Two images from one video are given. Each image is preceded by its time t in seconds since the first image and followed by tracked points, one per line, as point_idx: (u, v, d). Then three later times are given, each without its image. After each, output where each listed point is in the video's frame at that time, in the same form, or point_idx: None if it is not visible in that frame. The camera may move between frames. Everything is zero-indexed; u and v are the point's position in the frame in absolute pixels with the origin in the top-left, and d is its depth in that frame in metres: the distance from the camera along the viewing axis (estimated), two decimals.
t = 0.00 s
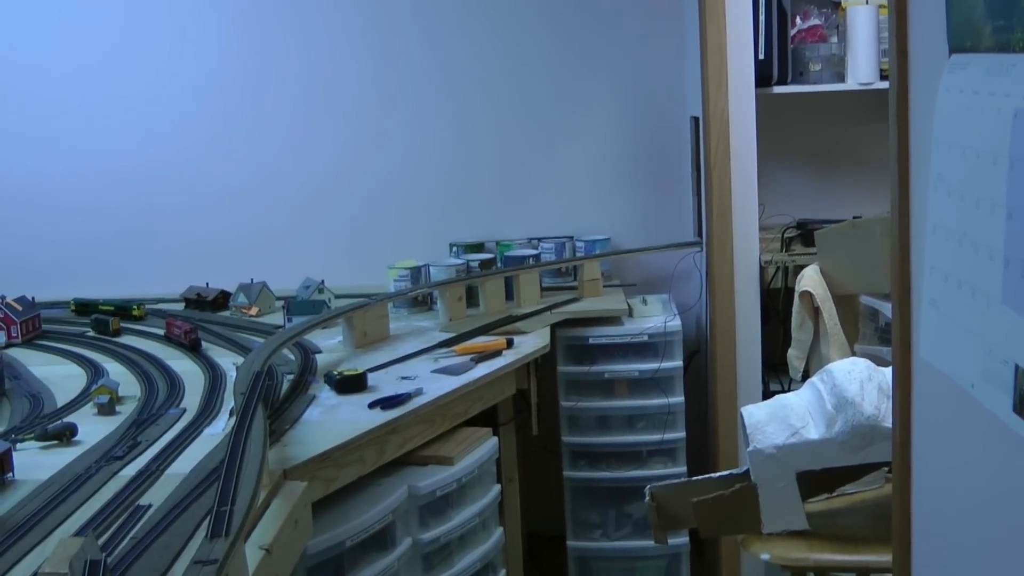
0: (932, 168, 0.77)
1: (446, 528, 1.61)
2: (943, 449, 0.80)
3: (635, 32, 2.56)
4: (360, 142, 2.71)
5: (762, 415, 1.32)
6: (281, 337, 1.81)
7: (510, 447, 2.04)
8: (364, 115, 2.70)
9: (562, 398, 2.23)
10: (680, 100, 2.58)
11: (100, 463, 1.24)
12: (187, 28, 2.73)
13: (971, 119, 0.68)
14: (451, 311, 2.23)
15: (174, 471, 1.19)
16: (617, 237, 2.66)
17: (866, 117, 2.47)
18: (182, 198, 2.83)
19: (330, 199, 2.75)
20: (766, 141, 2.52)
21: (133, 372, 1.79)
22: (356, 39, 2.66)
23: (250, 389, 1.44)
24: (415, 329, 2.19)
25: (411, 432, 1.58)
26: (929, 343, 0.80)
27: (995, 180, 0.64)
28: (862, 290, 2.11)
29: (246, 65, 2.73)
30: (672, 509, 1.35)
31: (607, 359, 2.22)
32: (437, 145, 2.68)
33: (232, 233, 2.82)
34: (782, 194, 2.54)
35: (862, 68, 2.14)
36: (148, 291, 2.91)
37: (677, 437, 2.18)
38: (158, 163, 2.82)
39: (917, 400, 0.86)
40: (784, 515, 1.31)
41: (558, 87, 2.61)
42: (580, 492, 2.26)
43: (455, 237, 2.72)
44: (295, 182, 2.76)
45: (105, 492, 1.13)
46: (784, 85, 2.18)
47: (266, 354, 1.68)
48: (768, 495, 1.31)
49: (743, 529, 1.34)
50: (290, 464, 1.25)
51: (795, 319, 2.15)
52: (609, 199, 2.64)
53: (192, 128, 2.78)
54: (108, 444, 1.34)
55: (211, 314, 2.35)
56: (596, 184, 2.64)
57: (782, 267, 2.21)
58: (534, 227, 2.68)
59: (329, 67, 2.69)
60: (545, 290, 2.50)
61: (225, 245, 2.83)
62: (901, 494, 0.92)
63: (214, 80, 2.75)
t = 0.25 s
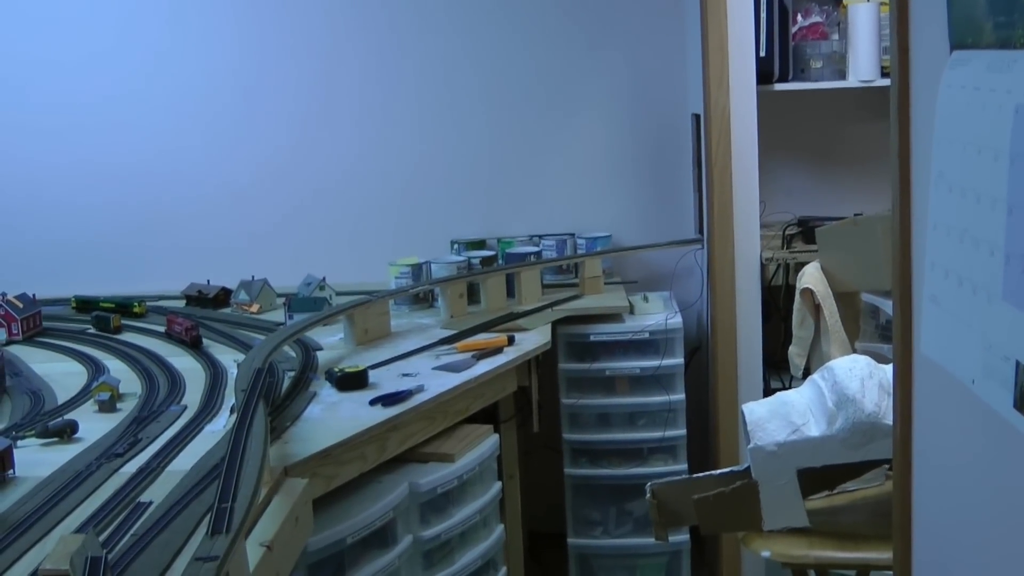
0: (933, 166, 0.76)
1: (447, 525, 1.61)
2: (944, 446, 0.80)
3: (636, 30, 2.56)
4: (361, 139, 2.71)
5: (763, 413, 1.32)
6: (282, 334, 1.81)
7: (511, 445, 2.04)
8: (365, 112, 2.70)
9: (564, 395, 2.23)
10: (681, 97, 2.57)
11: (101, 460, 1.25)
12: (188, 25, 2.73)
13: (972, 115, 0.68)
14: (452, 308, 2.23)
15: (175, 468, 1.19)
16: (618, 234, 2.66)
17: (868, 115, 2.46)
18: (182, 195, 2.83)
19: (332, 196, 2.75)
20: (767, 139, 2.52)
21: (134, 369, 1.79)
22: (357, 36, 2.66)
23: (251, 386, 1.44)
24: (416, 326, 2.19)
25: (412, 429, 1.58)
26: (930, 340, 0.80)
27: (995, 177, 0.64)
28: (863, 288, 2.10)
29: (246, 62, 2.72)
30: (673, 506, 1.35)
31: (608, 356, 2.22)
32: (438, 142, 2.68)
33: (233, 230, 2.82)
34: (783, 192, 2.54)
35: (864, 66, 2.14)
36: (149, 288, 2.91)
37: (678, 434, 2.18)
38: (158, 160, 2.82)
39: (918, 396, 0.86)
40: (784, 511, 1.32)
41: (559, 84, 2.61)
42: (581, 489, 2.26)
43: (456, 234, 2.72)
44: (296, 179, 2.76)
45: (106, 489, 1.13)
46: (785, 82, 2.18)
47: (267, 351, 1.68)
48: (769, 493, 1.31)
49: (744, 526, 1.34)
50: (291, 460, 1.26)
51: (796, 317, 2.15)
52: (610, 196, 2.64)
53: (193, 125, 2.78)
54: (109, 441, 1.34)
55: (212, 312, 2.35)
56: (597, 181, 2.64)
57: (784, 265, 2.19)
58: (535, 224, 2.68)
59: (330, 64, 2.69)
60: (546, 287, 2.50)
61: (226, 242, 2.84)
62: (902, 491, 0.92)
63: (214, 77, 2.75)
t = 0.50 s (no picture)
0: (933, 163, 0.76)
1: (447, 522, 1.61)
2: (944, 443, 0.80)
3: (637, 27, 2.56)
4: (361, 137, 2.71)
5: (763, 410, 1.31)
6: (282, 331, 1.81)
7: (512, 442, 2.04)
8: (365, 110, 2.69)
9: (564, 392, 2.23)
10: (682, 94, 2.57)
11: (101, 457, 1.25)
12: (188, 23, 2.73)
13: (972, 112, 0.67)
14: (453, 306, 2.23)
15: (175, 465, 1.19)
16: (619, 232, 2.66)
17: (869, 112, 2.46)
18: (183, 192, 2.83)
19: (332, 194, 2.75)
20: (768, 136, 2.51)
21: (134, 366, 1.79)
22: (357, 33, 2.66)
23: (251, 384, 1.44)
24: (416, 323, 2.19)
25: (413, 426, 1.58)
26: (930, 337, 0.80)
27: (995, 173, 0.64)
28: (864, 284, 2.08)
29: (247, 59, 2.72)
30: (673, 503, 1.34)
31: (609, 353, 2.22)
32: (438, 140, 2.68)
33: (233, 227, 2.82)
34: (784, 189, 2.53)
35: (865, 63, 2.14)
36: (149, 286, 2.91)
37: (679, 432, 2.18)
38: (159, 157, 2.82)
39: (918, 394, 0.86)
40: (784, 507, 1.32)
41: (560, 81, 2.61)
42: (582, 486, 2.26)
43: (457, 231, 2.72)
44: (296, 177, 2.76)
45: (106, 486, 1.13)
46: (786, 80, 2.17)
47: (268, 348, 1.68)
48: (769, 490, 1.31)
49: (744, 522, 1.34)
50: (291, 458, 1.26)
51: (798, 314, 2.15)
52: (611, 193, 2.64)
53: (193, 122, 2.78)
54: (109, 438, 1.34)
55: (212, 309, 2.35)
56: (598, 178, 2.64)
57: (785, 262, 2.22)
58: (535, 222, 2.68)
59: (330, 62, 2.69)
60: (547, 285, 2.50)
61: (227, 239, 2.84)
62: (902, 489, 0.92)
63: (214, 74, 2.75)
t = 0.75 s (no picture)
0: (933, 160, 0.76)
1: (447, 519, 1.61)
2: (943, 440, 0.80)
3: (637, 24, 2.55)
4: (361, 134, 2.71)
5: (763, 407, 1.32)
6: (282, 329, 1.81)
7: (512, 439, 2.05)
8: (365, 107, 2.69)
9: (565, 389, 2.23)
10: (682, 91, 2.57)
11: (101, 454, 1.25)
12: (187, 20, 2.73)
13: (972, 109, 0.67)
14: (453, 303, 2.23)
15: (175, 462, 1.19)
16: (619, 229, 2.66)
17: (870, 109, 2.46)
18: (183, 189, 2.83)
19: (333, 191, 2.75)
20: (768, 133, 2.51)
21: (134, 363, 1.79)
22: (357, 30, 2.66)
23: (251, 381, 1.44)
24: (417, 320, 2.19)
25: (412, 423, 1.58)
26: (930, 334, 0.80)
27: (995, 171, 0.64)
28: (866, 282, 2.09)
29: (247, 56, 2.72)
30: (673, 501, 1.33)
31: (609, 350, 2.22)
32: (439, 137, 2.68)
33: (233, 224, 2.82)
34: (784, 186, 2.53)
35: (865, 61, 2.15)
36: (149, 283, 2.91)
37: (679, 429, 2.18)
38: (158, 154, 2.82)
39: (918, 392, 0.86)
40: (784, 507, 1.30)
41: (560, 78, 2.61)
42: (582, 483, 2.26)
43: (457, 228, 2.72)
44: (296, 174, 2.76)
45: (106, 483, 1.13)
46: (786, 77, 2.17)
47: (268, 346, 1.68)
48: (769, 489, 1.30)
49: (744, 521, 1.33)
50: (291, 454, 1.26)
51: (798, 311, 2.15)
52: (611, 190, 2.64)
53: (193, 119, 2.78)
54: (109, 435, 1.34)
55: (212, 306, 2.35)
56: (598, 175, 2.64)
57: (785, 259, 2.23)
58: (535, 219, 2.68)
59: (330, 59, 2.68)
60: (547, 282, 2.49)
61: (226, 236, 2.83)
62: (902, 486, 0.92)
63: (214, 71, 2.75)
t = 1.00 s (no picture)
0: (933, 157, 0.76)
1: (447, 516, 1.61)
2: (943, 437, 0.80)
3: (637, 21, 2.55)
4: (361, 132, 2.70)
5: (763, 404, 1.32)
6: (282, 325, 1.81)
7: (512, 436, 2.05)
8: (365, 104, 2.69)
9: (564, 386, 2.23)
10: (682, 88, 2.57)
11: (101, 451, 1.25)
12: (187, 18, 2.73)
13: (972, 106, 0.67)
14: (453, 300, 2.23)
15: (175, 459, 1.20)
16: (619, 226, 2.66)
17: (870, 106, 2.46)
18: (182, 186, 2.83)
19: (333, 188, 2.75)
20: (768, 130, 2.51)
21: (134, 360, 1.79)
22: (357, 28, 2.66)
23: (251, 378, 1.44)
24: (417, 317, 2.19)
25: (413, 421, 1.58)
26: (930, 331, 0.80)
27: (995, 168, 0.64)
28: (866, 279, 2.09)
29: (247, 53, 2.72)
30: (672, 498, 1.33)
31: (609, 347, 2.22)
32: (439, 134, 2.68)
33: (233, 221, 2.82)
34: (784, 183, 2.53)
35: (866, 60, 2.16)
36: (149, 280, 2.91)
37: (679, 426, 2.18)
38: (158, 151, 2.82)
39: (918, 389, 0.86)
40: (784, 504, 1.30)
41: (560, 75, 2.61)
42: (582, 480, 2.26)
43: (457, 225, 2.71)
44: (297, 172, 2.76)
45: (106, 480, 1.13)
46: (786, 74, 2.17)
47: (268, 343, 1.68)
48: (769, 486, 1.30)
49: (744, 518, 1.33)
50: (291, 451, 1.26)
51: (798, 308, 2.15)
52: (611, 187, 2.64)
53: (192, 116, 2.78)
54: (109, 432, 1.34)
55: (212, 303, 2.35)
56: (598, 172, 2.63)
57: (785, 256, 2.22)
58: (535, 216, 2.68)
59: (330, 56, 2.68)
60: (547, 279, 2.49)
61: (226, 233, 2.83)
62: (901, 483, 0.92)
63: (214, 69, 2.74)
